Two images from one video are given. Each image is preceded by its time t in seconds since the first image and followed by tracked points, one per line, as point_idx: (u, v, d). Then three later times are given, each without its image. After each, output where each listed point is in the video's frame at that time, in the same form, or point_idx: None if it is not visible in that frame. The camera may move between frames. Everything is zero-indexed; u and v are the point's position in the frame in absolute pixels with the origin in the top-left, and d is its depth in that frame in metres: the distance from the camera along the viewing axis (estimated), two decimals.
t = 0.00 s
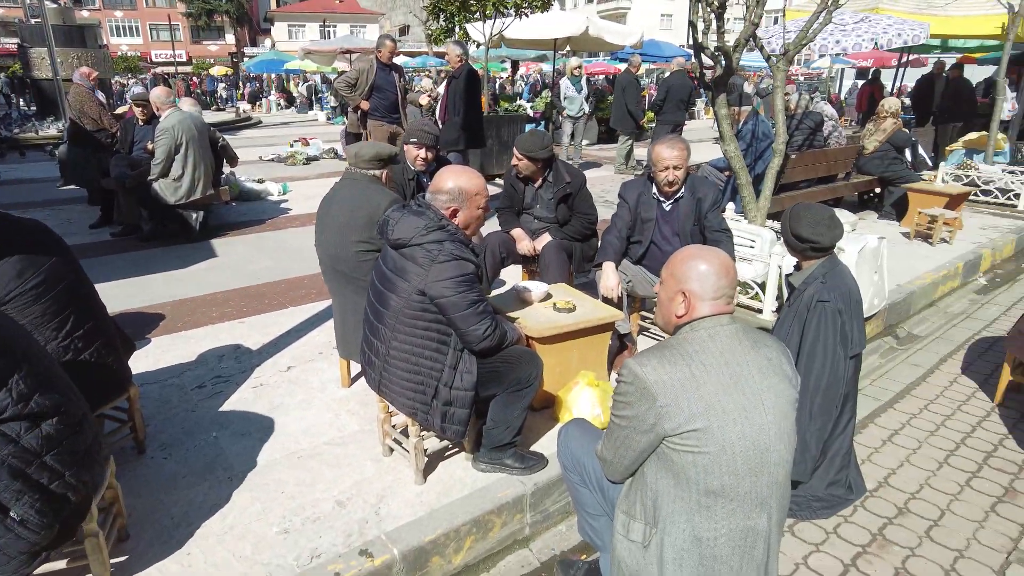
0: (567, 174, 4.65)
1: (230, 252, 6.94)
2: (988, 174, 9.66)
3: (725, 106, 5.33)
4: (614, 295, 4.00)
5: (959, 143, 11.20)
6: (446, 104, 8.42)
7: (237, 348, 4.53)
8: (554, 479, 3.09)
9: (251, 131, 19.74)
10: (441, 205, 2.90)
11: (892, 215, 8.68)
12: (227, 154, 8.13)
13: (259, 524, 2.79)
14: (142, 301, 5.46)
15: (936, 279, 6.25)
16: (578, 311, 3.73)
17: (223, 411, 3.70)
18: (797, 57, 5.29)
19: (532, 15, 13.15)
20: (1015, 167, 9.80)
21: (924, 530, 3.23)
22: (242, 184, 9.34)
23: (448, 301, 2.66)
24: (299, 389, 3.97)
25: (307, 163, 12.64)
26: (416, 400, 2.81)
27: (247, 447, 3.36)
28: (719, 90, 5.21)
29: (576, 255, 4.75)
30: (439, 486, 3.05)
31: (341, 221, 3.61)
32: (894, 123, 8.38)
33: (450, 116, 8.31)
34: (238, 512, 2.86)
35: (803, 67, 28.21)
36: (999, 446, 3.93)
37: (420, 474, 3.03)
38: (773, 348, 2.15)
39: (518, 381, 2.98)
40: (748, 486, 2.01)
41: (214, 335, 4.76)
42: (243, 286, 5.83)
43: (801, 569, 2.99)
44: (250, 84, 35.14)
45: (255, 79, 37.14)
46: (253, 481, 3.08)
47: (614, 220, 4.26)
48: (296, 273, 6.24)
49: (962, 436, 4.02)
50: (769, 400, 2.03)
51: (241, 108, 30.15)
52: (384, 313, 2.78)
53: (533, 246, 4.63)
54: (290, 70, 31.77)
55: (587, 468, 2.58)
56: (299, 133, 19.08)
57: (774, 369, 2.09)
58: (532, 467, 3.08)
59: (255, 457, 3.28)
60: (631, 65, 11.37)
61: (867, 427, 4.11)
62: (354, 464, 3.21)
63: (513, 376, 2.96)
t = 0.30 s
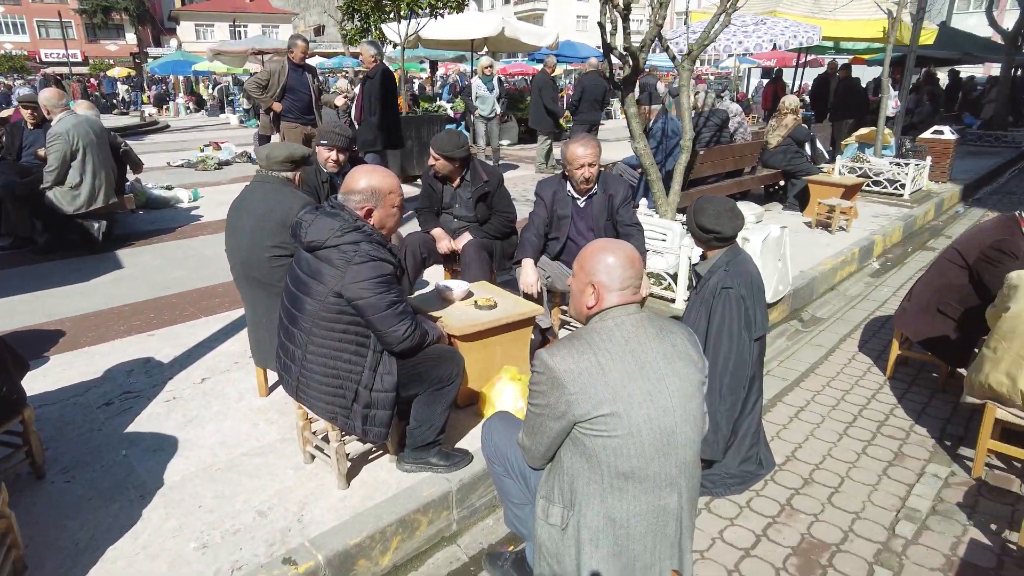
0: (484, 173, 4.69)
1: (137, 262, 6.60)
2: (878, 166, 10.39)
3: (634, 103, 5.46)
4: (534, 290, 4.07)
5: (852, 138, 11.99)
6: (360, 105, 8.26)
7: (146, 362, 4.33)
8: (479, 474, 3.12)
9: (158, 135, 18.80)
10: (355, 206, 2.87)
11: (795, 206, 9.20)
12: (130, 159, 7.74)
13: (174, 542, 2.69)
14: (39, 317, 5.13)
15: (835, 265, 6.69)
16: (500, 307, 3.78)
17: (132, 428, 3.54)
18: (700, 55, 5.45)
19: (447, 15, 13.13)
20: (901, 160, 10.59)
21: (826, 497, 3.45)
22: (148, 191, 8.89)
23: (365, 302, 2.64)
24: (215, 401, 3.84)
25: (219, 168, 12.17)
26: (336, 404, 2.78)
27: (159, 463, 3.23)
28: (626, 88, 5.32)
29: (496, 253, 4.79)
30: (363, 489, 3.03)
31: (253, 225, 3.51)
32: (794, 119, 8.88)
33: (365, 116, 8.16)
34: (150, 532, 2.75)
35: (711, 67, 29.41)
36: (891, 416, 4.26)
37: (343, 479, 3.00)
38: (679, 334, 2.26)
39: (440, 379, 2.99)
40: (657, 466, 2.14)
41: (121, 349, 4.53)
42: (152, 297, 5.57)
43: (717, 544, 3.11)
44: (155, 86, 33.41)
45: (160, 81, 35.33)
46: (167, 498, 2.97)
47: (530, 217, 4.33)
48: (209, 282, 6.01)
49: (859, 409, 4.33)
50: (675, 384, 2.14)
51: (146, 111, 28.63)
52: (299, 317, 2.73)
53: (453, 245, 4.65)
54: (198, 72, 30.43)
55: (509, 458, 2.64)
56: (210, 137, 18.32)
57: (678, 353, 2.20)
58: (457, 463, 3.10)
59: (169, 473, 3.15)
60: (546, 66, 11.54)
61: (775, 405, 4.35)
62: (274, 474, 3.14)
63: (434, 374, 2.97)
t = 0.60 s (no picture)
0: (396, 174, 4.66)
1: (28, 277, 6.18)
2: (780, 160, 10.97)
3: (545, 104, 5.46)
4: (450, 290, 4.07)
5: (756, 134, 12.61)
6: (269, 107, 8.00)
7: (40, 382, 4.07)
8: (399, 476, 3.11)
9: (52, 141, 17.61)
10: (256, 209, 2.80)
11: (704, 200, 9.59)
12: (17, 167, 7.22)
13: (73, 570, 2.55)
14: None
15: (741, 255, 7.02)
16: (416, 308, 3.77)
17: (24, 453, 3.32)
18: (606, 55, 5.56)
19: (359, 15, 12.90)
20: (800, 154, 11.22)
21: (734, 475, 3.58)
22: (39, 201, 8.32)
23: (269, 308, 2.58)
24: (118, 418, 3.65)
25: (120, 175, 11.52)
26: (244, 414, 2.71)
27: (56, 488, 3.04)
28: (536, 89, 5.29)
29: (413, 254, 4.77)
30: (280, 500, 2.96)
31: (152, 233, 3.36)
32: (700, 116, 9.23)
33: (274, 118, 7.89)
34: (45, 562, 2.59)
35: (626, 67, 30.22)
36: (794, 394, 4.50)
37: (257, 490, 2.92)
38: (584, 328, 2.33)
39: (354, 383, 2.97)
40: (567, 456, 2.21)
41: (10, 370, 4.23)
42: (46, 314, 5.23)
43: (633, 526, 3.18)
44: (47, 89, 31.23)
45: (53, 83, 33.05)
46: (65, 524, 2.81)
47: (445, 218, 4.31)
48: (110, 295, 5.69)
49: (765, 389, 4.55)
50: (580, 376, 2.21)
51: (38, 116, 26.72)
52: (201, 326, 2.65)
53: (367, 247, 4.60)
54: (95, 73, 28.66)
55: (426, 459, 2.65)
56: (111, 142, 17.31)
57: (584, 346, 2.27)
58: (375, 467, 3.08)
59: (68, 497, 2.98)
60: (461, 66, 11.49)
61: (687, 390, 4.52)
62: (183, 490, 3.03)
63: (347, 379, 2.94)
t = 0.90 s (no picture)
0: (306, 175, 4.56)
1: None
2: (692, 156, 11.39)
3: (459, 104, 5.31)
4: (365, 292, 3.98)
5: (668, 131, 13.04)
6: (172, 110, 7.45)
7: None
8: (317, 484, 3.05)
9: None
10: (147, 215, 2.67)
11: (621, 197, 9.85)
12: None
13: None
14: None
15: (655, 248, 7.25)
16: (330, 313, 3.71)
17: None
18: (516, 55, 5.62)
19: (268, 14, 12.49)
20: (711, 150, 11.68)
21: (652, 460, 3.67)
22: None
23: (167, 319, 2.47)
24: (7, 445, 3.41)
25: (9, 184, 10.74)
26: (146, 432, 2.59)
27: None
28: (450, 88, 5.15)
29: (327, 257, 4.69)
30: (190, 517, 2.85)
31: (36, 245, 3.15)
32: (614, 115, 9.47)
33: (178, 122, 7.31)
34: None
35: (545, 66, 30.62)
36: (706, 378, 4.69)
37: (165, 509, 2.80)
38: (498, 322, 2.34)
39: (264, 392, 2.89)
40: (483, 451, 2.22)
41: None
42: None
43: (555, 517, 3.23)
44: None
45: None
46: None
47: (359, 221, 4.24)
48: None
49: (679, 375, 4.72)
50: (494, 370, 2.22)
51: None
52: (93, 342, 2.51)
53: (278, 251, 4.49)
54: None
55: (341, 465, 2.61)
56: None
57: (497, 341, 2.28)
58: (291, 477, 3.01)
59: None
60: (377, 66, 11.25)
61: (606, 381, 4.62)
62: (83, 515, 2.86)
63: (256, 388, 2.86)
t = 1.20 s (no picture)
0: (219, 179, 4.39)
1: None
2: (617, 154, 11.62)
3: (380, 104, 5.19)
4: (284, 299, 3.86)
5: (594, 130, 13.25)
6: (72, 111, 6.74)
7: None
8: (240, 499, 2.93)
9: None
10: (36, 225, 2.49)
11: (549, 194, 9.93)
12: None
13: None
14: None
15: (583, 245, 7.35)
16: (247, 322, 3.58)
17: None
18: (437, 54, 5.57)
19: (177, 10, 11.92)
20: (635, 147, 11.93)
21: (582, 454, 3.71)
22: None
23: (63, 336, 2.31)
24: None
25: None
26: (45, 457, 2.43)
27: None
28: (369, 87, 5.03)
29: (244, 264, 4.55)
30: (99, 544, 2.69)
31: None
32: (540, 114, 9.53)
33: (80, 125, 6.64)
34: None
35: (472, 65, 30.52)
36: (633, 370, 4.78)
37: (70, 539, 2.62)
38: (420, 325, 2.32)
39: (177, 407, 2.75)
40: (407, 456, 2.20)
41: None
42: None
43: (488, 517, 3.23)
44: None
45: None
46: None
47: (276, 225, 4.12)
48: None
49: (608, 369, 4.79)
50: (417, 374, 2.19)
51: None
52: None
53: (191, 259, 4.26)
54: None
55: (261, 479, 2.52)
56: None
57: (418, 343, 2.25)
58: (212, 494, 2.88)
59: None
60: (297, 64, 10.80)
61: (537, 378, 4.63)
62: None
63: (168, 403, 2.72)
